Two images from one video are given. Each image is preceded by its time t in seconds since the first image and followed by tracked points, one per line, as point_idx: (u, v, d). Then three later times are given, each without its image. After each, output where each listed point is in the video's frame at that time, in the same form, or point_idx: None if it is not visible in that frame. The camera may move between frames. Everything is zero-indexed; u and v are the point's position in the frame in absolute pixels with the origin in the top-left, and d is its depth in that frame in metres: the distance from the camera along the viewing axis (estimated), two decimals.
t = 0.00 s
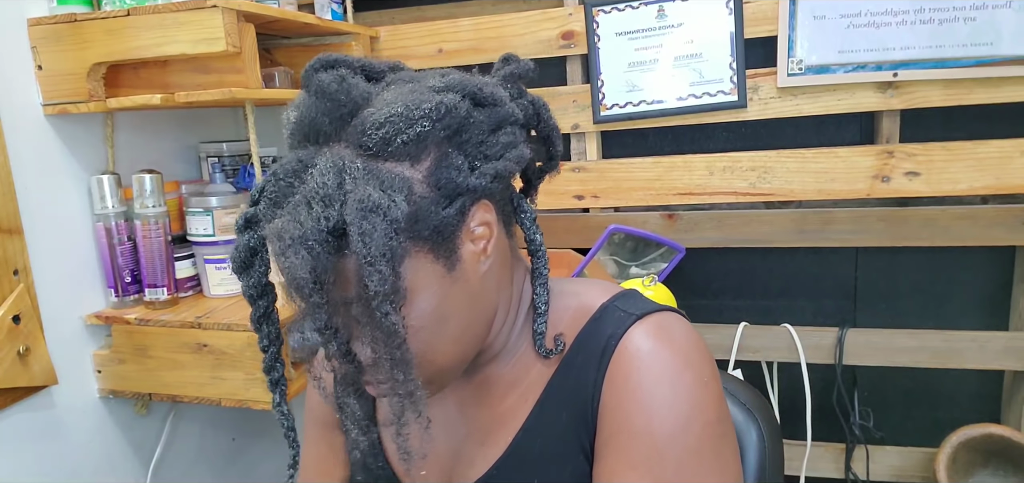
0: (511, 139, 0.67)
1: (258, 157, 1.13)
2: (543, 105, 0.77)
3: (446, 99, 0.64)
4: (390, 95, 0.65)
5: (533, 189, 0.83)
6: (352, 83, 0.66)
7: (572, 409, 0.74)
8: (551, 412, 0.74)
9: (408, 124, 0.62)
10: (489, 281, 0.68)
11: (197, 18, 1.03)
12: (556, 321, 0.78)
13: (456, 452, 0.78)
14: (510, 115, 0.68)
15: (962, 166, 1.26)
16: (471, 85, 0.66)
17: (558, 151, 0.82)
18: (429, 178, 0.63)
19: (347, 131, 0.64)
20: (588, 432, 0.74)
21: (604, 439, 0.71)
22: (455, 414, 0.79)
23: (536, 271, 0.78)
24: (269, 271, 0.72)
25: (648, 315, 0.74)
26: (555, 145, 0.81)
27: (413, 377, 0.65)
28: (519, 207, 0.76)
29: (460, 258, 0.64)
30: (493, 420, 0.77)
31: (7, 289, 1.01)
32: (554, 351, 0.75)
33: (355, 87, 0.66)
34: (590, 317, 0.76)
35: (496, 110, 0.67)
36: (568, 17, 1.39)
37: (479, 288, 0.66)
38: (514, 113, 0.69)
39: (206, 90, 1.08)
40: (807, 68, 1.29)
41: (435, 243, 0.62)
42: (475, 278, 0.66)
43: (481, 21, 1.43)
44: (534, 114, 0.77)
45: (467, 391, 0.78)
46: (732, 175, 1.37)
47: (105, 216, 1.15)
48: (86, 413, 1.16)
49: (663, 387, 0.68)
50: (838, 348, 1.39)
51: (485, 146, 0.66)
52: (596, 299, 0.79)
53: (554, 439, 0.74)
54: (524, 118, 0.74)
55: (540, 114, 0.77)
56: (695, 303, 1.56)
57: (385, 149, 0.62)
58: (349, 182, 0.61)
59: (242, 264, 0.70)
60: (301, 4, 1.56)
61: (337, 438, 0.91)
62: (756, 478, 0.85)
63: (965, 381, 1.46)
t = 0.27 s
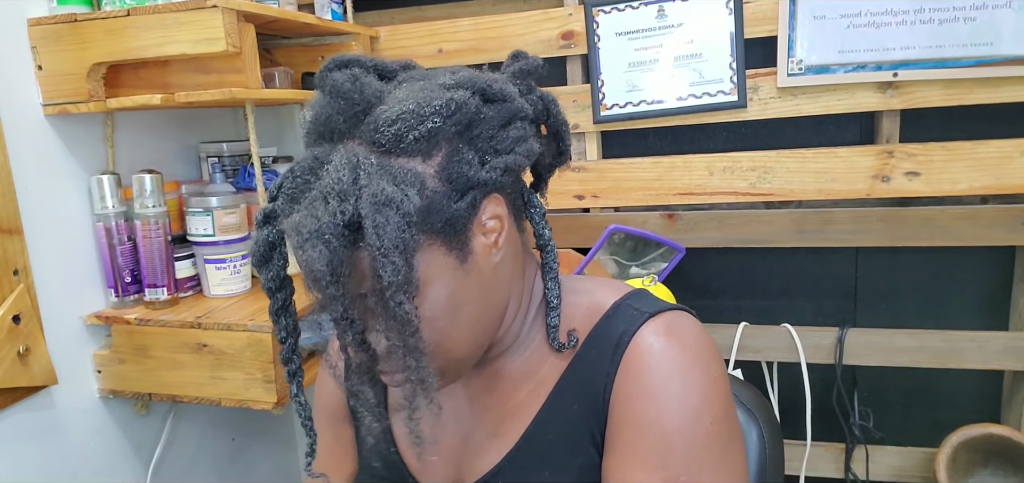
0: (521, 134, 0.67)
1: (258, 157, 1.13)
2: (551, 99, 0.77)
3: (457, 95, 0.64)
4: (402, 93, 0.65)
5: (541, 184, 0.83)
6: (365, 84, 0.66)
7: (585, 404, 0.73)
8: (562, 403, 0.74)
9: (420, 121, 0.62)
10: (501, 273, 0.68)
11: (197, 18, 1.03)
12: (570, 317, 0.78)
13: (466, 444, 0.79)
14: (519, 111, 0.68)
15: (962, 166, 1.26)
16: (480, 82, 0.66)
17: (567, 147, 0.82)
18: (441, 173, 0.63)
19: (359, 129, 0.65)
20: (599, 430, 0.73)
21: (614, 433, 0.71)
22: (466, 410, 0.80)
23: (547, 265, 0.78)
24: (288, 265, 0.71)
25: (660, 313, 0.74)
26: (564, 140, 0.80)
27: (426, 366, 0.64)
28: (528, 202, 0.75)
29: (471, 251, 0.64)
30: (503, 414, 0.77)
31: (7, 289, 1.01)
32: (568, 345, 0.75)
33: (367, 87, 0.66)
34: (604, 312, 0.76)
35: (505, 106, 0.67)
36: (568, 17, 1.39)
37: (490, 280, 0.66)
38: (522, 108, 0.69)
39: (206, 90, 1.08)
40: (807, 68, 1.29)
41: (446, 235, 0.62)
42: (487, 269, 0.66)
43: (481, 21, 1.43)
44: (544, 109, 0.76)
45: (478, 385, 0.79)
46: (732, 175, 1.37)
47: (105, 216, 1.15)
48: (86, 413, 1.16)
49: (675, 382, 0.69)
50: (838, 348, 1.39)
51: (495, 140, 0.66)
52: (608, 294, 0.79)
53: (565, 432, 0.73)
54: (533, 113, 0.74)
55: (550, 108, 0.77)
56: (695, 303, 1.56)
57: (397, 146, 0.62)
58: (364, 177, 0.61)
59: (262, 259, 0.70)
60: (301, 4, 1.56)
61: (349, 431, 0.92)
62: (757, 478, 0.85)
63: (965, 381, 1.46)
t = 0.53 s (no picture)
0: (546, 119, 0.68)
1: (258, 157, 1.13)
2: (577, 94, 0.77)
3: (488, 75, 0.65)
4: (435, 70, 0.66)
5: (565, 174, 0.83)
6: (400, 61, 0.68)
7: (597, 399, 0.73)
8: (575, 396, 0.74)
9: (451, 95, 0.63)
10: (523, 252, 0.68)
11: (197, 18, 1.03)
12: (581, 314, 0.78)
13: (477, 434, 0.79)
14: (546, 97, 0.69)
15: (961, 166, 1.26)
16: (510, 65, 0.67)
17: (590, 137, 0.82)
18: (469, 147, 0.64)
19: (393, 102, 0.66)
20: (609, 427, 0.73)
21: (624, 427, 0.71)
22: (481, 397, 0.80)
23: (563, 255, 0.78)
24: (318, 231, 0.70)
25: (675, 313, 0.74)
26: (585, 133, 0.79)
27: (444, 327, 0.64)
28: (547, 192, 0.76)
29: (494, 225, 0.65)
30: (516, 402, 0.78)
31: (7, 289, 1.01)
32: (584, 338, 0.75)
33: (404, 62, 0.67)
34: (622, 310, 0.76)
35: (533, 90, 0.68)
36: (568, 17, 1.39)
37: (513, 255, 0.67)
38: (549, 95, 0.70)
39: (206, 90, 1.08)
40: (807, 68, 1.29)
41: (471, 207, 0.63)
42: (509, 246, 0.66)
43: (481, 21, 1.43)
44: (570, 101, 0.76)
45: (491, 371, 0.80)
46: (731, 175, 1.37)
47: (105, 216, 1.15)
48: (86, 412, 1.16)
49: (690, 378, 0.69)
50: (838, 348, 1.39)
51: (522, 121, 0.66)
52: (624, 293, 0.78)
53: (575, 424, 0.73)
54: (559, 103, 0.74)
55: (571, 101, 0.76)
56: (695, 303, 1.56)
57: (429, 117, 0.63)
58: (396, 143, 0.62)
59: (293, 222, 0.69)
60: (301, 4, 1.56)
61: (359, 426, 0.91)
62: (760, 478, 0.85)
63: (965, 381, 1.46)
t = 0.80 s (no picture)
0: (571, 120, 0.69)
1: (258, 157, 1.13)
2: (606, 102, 0.78)
3: (516, 71, 0.66)
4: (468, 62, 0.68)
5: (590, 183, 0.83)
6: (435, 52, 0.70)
7: (611, 399, 0.73)
8: (590, 397, 0.74)
9: (478, 86, 0.65)
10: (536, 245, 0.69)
11: (197, 18, 1.03)
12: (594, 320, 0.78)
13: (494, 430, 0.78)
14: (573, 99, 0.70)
15: (961, 166, 1.26)
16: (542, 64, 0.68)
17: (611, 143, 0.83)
18: (489, 138, 0.65)
19: (424, 88, 0.68)
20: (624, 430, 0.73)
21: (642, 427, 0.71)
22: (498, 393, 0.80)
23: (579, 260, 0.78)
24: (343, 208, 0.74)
25: (687, 317, 0.75)
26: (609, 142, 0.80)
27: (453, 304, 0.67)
28: (567, 196, 0.76)
29: (508, 217, 0.66)
30: (533, 400, 0.77)
31: (7, 289, 1.01)
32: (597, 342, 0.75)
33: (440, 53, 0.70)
34: (634, 313, 0.76)
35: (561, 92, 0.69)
36: (568, 17, 1.39)
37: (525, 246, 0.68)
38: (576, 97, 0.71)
39: (206, 89, 1.08)
40: (806, 68, 1.29)
41: (486, 197, 0.64)
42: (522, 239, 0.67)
43: (481, 21, 1.43)
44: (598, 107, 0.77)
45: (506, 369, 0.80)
46: (731, 175, 1.37)
47: (105, 216, 1.14)
48: (86, 412, 1.16)
49: (706, 377, 0.69)
50: (838, 348, 1.39)
51: (545, 120, 0.67)
52: (635, 298, 0.78)
53: (590, 422, 0.73)
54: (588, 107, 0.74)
55: (599, 108, 0.77)
56: (695, 303, 1.56)
57: (453, 105, 0.65)
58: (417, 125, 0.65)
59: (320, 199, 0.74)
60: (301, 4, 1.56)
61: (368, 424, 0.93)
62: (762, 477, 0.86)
63: (965, 381, 1.46)
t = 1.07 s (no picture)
0: (545, 141, 0.69)
1: (258, 157, 1.13)
2: (622, 131, 0.73)
3: (493, 83, 0.67)
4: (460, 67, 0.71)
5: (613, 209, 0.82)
6: (443, 52, 0.74)
7: (617, 406, 0.73)
8: (595, 404, 0.74)
9: (448, 92, 0.67)
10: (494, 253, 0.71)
11: (197, 18, 1.03)
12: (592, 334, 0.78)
13: (496, 436, 0.78)
14: (557, 120, 0.69)
15: (961, 166, 1.26)
16: (530, 80, 0.68)
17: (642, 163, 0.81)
18: (447, 143, 0.67)
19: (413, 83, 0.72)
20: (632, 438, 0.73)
21: (648, 434, 0.71)
22: (503, 396, 0.80)
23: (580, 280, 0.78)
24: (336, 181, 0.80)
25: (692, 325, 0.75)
26: (621, 175, 0.76)
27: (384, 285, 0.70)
28: (565, 216, 0.76)
29: (451, 220, 0.68)
30: (536, 406, 0.77)
31: (7, 289, 1.01)
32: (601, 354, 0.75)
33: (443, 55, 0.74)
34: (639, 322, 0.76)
35: (544, 111, 0.69)
36: (568, 17, 1.39)
37: (476, 253, 0.70)
38: (561, 120, 0.70)
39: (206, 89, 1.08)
40: (807, 68, 1.29)
41: (430, 199, 0.67)
42: (472, 246, 0.70)
43: (481, 21, 1.43)
44: (606, 135, 0.73)
45: (513, 375, 0.80)
46: (731, 175, 1.37)
47: (105, 216, 1.14)
48: (86, 413, 1.16)
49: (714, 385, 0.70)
50: (838, 348, 1.39)
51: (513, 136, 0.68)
52: (642, 305, 0.79)
53: (596, 430, 0.73)
54: (586, 133, 0.72)
55: (608, 137, 0.73)
56: (695, 303, 1.56)
57: (424, 105, 0.68)
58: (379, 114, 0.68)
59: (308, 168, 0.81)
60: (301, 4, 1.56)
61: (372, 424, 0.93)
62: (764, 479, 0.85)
63: (965, 381, 1.46)
